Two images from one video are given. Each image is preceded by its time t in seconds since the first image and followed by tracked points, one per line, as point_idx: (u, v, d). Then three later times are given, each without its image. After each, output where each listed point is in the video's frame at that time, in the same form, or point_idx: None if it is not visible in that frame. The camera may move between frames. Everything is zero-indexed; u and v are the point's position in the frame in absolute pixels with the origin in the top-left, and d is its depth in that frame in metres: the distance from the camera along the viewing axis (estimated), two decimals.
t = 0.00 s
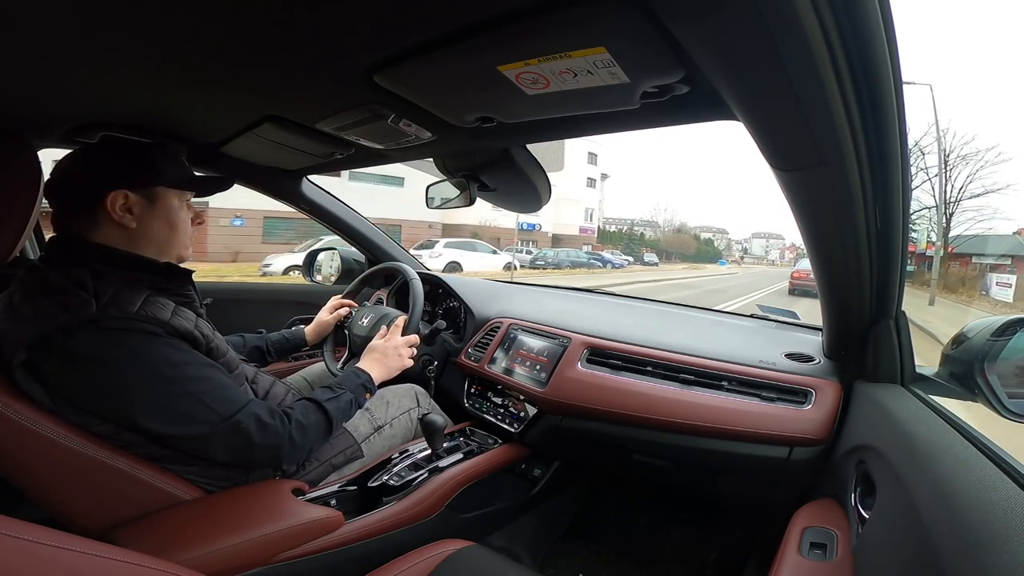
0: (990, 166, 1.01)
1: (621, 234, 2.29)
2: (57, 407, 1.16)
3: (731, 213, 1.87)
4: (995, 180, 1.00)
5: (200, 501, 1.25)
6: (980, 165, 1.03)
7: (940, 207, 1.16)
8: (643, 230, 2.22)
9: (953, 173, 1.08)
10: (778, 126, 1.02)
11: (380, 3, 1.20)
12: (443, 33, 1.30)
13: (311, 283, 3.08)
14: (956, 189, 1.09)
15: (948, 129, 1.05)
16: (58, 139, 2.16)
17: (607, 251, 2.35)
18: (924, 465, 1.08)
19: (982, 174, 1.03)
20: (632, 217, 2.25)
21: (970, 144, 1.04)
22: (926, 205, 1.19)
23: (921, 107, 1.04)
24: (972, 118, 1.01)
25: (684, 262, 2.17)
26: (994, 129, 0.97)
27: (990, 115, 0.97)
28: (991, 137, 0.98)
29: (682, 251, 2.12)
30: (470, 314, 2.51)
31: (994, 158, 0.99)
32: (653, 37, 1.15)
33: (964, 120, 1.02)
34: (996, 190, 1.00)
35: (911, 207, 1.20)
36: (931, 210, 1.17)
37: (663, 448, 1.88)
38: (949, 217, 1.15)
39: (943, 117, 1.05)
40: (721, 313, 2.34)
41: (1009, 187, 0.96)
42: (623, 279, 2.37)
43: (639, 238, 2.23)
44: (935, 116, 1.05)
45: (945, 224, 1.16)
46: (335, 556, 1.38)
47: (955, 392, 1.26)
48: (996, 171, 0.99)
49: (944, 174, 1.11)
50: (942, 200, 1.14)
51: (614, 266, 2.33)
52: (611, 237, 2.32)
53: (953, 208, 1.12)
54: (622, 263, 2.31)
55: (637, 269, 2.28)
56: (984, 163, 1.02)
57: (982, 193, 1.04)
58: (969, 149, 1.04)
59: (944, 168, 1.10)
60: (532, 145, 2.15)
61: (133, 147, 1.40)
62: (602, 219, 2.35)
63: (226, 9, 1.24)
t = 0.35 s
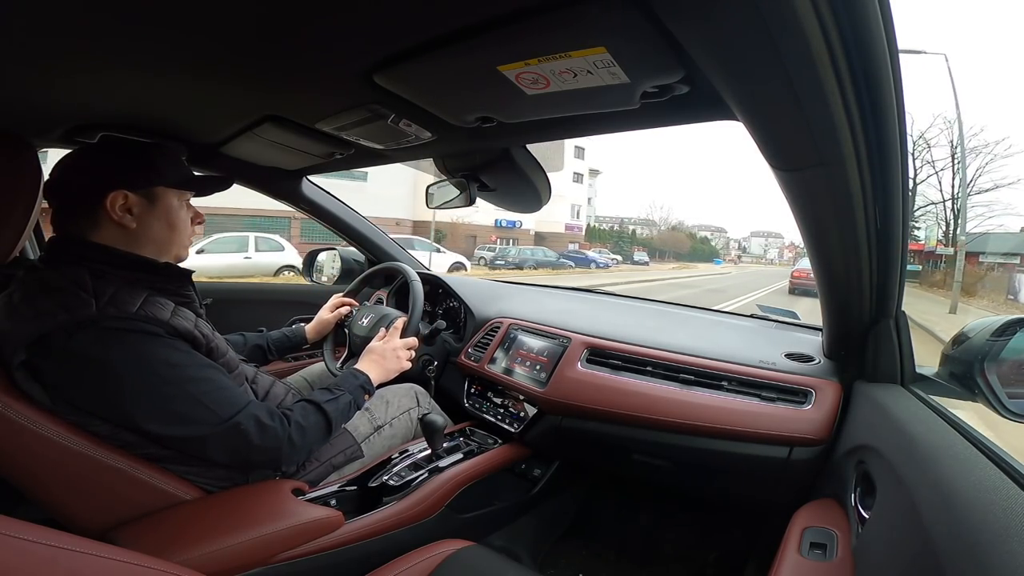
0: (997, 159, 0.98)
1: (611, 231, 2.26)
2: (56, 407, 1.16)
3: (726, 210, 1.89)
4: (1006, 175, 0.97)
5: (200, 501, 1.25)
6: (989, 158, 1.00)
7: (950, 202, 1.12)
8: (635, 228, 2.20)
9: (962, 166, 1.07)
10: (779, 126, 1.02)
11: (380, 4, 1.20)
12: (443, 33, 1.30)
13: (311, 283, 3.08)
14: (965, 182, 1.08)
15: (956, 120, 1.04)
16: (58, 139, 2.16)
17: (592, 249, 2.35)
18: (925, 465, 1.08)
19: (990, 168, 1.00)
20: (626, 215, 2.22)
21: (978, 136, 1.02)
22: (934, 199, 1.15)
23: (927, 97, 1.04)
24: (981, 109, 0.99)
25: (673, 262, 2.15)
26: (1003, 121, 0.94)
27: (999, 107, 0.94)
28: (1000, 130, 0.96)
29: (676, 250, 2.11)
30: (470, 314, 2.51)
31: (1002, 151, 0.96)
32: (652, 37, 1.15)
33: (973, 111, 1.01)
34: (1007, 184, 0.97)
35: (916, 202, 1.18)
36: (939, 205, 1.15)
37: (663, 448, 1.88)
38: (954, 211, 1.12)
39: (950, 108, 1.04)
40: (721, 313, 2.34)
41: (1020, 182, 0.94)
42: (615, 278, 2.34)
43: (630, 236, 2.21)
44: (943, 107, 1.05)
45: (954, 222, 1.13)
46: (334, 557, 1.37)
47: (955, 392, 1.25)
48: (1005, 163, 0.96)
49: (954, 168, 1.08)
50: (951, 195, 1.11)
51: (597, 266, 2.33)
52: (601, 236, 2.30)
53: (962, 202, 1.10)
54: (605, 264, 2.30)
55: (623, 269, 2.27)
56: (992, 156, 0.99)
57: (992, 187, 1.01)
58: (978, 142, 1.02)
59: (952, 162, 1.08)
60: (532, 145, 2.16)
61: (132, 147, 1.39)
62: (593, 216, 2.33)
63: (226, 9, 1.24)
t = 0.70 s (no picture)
0: (1009, 153, 0.96)
1: (596, 229, 2.29)
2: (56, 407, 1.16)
3: (722, 208, 1.90)
4: (1015, 170, 0.95)
5: (201, 501, 1.25)
6: (998, 152, 0.99)
7: (957, 198, 1.11)
8: (626, 227, 2.21)
9: (970, 158, 1.05)
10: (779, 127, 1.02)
11: (380, 4, 1.21)
12: (442, 34, 1.30)
13: (311, 283, 3.08)
14: (974, 176, 1.06)
15: (962, 111, 1.02)
16: (57, 139, 2.16)
17: (578, 248, 2.37)
18: (925, 465, 1.08)
19: (999, 162, 0.99)
20: (618, 215, 2.22)
21: (986, 129, 1.00)
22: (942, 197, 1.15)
23: (931, 88, 1.02)
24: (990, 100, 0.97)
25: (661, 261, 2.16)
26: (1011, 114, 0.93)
27: (1011, 100, 0.92)
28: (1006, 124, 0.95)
29: (668, 249, 2.12)
30: (470, 314, 2.52)
31: (1012, 145, 0.95)
32: (652, 37, 1.15)
33: (980, 102, 0.99)
34: (1016, 179, 0.95)
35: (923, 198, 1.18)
36: (946, 200, 1.14)
37: (663, 448, 1.88)
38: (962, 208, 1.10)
39: (957, 98, 1.02)
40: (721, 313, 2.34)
41: None
42: (609, 278, 2.35)
43: (618, 235, 2.23)
44: (950, 97, 1.02)
45: (960, 216, 1.11)
46: (335, 557, 1.38)
47: (956, 393, 1.25)
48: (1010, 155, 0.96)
49: (960, 161, 1.07)
50: (958, 192, 1.10)
51: (579, 266, 2.36)
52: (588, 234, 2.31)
53: (970, 199, 1.08)
54: (587, 264, 2.34)
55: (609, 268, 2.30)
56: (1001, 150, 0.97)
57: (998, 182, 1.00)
58: (982, 135, 1.01)
59: (958, 156, 1.07)
60: (532, 145, 2.16)
61: (132, 147, 1.39)
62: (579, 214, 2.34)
63: (227, 10, 1.25)
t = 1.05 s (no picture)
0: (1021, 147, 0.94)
1: (583, 228, 2.34)
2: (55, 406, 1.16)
3: (721, 207, 1.90)
4: None
5: (201, 501, 1.25)
6: (1009, 145, 0.97)
7: (967, 192, 1.09)
8: (618, 226, 2.24)
9: (979, 151, 1.03)
10: (779, 127, 1.02)
11: (381, 4, 1.21)
12: (442, 34, 1.30)
13: (311, 283, 3.08)
14: (984, 168, 1.04)
15: (969, 101, 1.00)
16: (58, 138, 2.16)
17: (561, 247, 2.42)
18: (925, 465, 1.08)
19: (1010, 154, 0.97)
20: (612, 214, 2.24)
21: (995, 120, 0.98)
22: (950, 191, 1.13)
23: (934, 78, 1.00)
24: (998, 90, 0.94)
25: (646, 261, 2.16)
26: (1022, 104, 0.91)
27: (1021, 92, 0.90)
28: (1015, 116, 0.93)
29: (659, 248, 2.11)
30: (470, 315, 2.52)
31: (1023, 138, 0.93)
32: (652, 38, 1.15)
33: (989, 91, 0.96)
34: None
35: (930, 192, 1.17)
36: (953, 196, 1.13)
37: (663, 448, 1.88)
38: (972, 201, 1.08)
39: (964, 88, 1.00)
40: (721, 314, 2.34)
41: None
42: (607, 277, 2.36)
43: (603, 232, 2.28)
44: (956, 87, 1.00)
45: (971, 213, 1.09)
46: (334, 557, 1.38)
47: (956, 394, 1.25)
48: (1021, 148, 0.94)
49: (968, 154, 1.06)
50: (966, 186, 1.09)
51: (557, 266, 2.40)
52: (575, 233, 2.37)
53: (980, 194, 1.06)
54: (565, 264, 2.38)
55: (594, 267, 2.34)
56: (1012, 142, 0.96)
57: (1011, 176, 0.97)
58: (994, 126, 0.99)
59: (966, 148, 1.06)
60: (532, 146, 2.16)
61: (132, 147, 1.39)
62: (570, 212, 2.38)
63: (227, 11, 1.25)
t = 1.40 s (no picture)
0: None
1: (568, 226, 2.31)
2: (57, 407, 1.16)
3: (720, 207, 1.90)
4: None
5: (201, 501, 1.25)
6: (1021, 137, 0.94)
7: (978, 186, 1.06)
8: (613, 225, 2.21)
9: (990, 142, 1.00)
10: (779, 127, 1.02)
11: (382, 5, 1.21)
12: (443, 34, 1.30)
13: (311, 283, 3.08)
14: (996, 160, 1.01)
15: (978, 89, 0.98)
16: (58, 138, 2.16)
17: (542, 247, 2.37)
18: (925, 465, 1.08)
19: None
20: (609, 215, 2.22)
21: (1006, 109, 0.95)
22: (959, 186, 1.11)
23: (937, 71, 0.98)
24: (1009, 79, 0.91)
25: (635, 260, 2.16)
26: None
27: None
28: None
29: (650, 247, 2.12)
30: (470, 314, 2.52)
31: None
32: (652, 38, 1.15)
33: (997, 80, 0.93)
34: None
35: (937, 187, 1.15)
36: (962, 190, 1.10)
37: (663, 448, 1.88)
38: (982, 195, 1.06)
39: (973, 75, 0.97)
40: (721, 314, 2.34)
41: None
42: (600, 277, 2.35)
43: (595, 231, 2.26)
44: (964, 75, 0.98)
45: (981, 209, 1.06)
46: (335, 556, 1.38)
47: (956, 394, 1.25)
48: None
49: (977, 145, 1.04)
50: (977, 180, 1.06)
51: (532, 266, 2.36)
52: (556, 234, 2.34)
53: (991, 188, 1.03)
54: (540, 263, 2.33)
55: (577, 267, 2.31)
56: None
57: None
58: (1001, 118, 0.97)
59: (976, 140, 1.03)
60: (532, 146, 2.16)
61: (132, 147, 1.39)
62: (558, 210, 2.36)
63: (228, 11, 1.25)
